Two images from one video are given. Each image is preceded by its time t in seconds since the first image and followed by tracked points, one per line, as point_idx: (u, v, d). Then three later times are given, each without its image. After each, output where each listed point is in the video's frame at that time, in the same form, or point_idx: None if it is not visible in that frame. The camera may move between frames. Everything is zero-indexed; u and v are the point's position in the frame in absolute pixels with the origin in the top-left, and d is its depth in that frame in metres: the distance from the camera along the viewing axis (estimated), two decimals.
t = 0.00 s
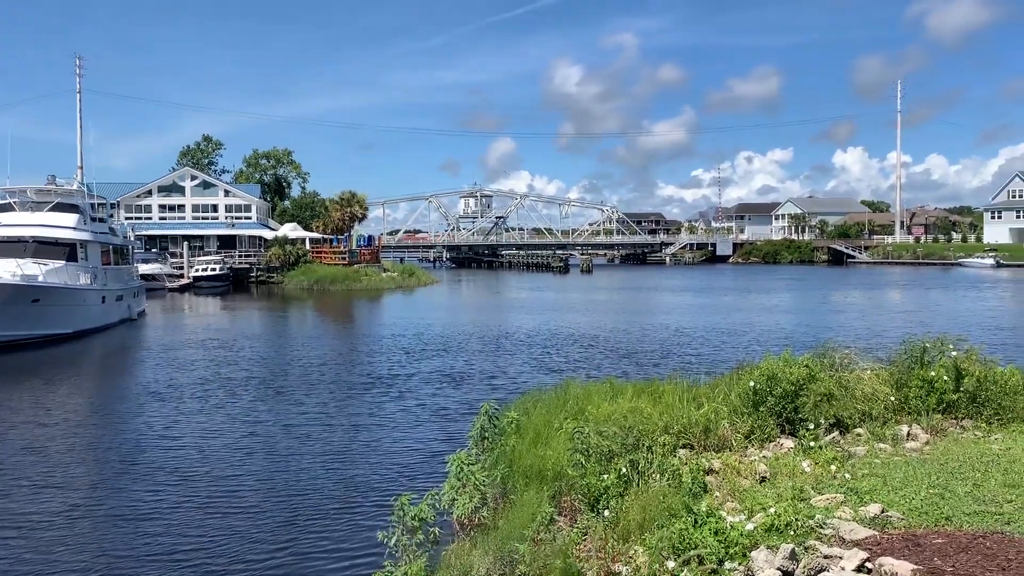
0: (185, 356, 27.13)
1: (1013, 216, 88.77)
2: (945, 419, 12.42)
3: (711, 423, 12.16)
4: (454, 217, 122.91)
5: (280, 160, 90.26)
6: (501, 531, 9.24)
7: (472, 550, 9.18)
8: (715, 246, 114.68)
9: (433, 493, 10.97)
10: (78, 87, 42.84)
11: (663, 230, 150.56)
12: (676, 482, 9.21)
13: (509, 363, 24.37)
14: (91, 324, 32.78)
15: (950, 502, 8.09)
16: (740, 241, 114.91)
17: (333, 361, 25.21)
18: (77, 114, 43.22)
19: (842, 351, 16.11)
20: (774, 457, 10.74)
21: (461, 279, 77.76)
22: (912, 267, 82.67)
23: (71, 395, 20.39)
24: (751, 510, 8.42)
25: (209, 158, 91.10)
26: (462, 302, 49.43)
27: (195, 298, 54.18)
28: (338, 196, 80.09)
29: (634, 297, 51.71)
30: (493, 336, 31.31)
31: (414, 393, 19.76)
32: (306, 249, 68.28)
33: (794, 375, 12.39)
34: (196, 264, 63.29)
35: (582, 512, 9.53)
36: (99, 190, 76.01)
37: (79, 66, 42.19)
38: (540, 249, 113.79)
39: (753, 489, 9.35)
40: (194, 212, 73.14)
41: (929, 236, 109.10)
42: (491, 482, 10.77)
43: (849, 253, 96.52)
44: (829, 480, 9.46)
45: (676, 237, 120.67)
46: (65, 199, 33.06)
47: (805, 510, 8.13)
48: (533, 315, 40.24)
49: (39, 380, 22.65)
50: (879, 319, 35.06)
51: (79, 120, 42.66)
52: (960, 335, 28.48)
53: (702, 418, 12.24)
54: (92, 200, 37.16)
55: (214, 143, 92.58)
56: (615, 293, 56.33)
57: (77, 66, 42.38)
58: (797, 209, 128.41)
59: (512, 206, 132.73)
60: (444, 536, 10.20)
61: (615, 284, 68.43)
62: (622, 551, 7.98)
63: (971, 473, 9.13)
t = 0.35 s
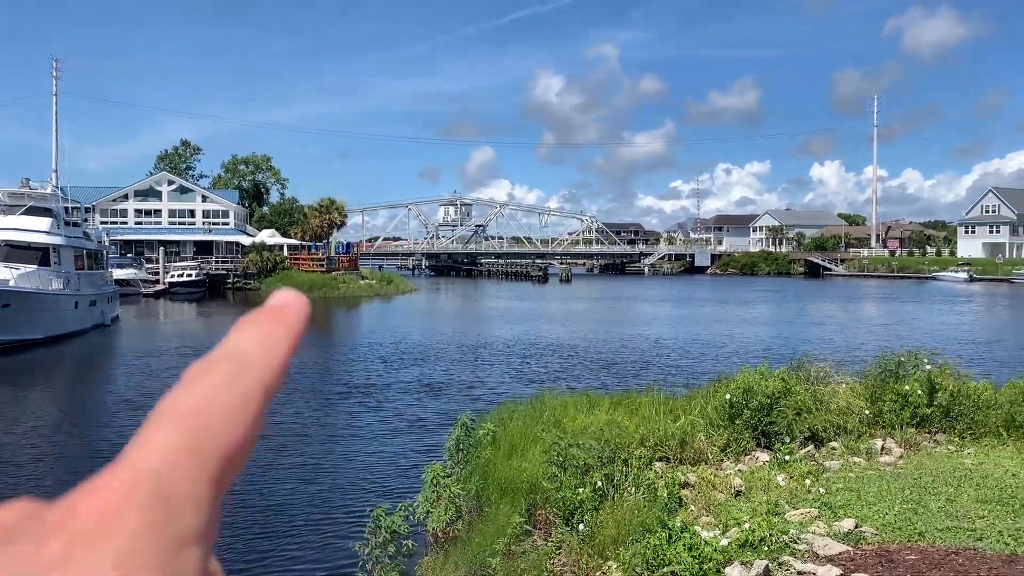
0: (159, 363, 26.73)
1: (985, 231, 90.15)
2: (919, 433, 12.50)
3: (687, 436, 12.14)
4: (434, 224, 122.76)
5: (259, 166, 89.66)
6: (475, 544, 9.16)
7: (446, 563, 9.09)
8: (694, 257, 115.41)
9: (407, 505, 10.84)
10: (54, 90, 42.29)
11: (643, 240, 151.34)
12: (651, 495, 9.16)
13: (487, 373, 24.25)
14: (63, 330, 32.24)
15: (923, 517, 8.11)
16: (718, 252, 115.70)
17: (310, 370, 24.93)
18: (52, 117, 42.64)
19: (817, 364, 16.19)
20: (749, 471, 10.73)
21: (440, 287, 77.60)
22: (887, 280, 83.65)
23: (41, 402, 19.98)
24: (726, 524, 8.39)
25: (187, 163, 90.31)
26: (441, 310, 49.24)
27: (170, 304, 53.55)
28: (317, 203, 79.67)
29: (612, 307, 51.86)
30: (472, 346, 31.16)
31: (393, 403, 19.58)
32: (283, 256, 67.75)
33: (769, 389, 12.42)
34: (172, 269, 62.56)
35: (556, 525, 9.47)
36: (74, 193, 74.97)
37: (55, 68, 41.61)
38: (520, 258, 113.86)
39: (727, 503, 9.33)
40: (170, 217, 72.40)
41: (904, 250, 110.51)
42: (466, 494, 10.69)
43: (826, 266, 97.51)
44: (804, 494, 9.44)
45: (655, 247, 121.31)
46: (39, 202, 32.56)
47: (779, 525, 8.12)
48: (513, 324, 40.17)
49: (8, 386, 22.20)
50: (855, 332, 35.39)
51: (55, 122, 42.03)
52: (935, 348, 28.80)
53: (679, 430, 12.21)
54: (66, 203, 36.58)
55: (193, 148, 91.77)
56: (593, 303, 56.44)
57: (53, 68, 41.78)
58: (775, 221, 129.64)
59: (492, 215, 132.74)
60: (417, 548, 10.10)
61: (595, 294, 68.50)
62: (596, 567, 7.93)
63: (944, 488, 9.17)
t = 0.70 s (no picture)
0: (147, 370, 26.53)
1: (976, 240, 90.63)
2: (909, 443, 12.47)
3: (677, 444, 12.08)
4: (426, 231, 122.58)
5: (250, 173, 89.44)
6: (462, 554, 9.08)
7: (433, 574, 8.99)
8: (686, 265, 115.60)
9: (394, 515, 10.76)
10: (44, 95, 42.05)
11: (635, 248, 151.55)
12: (640, 505, 9.11)
13: (478, 381, 24.12)
14: (51, 336, 31.97)
15: (912, 527, 8.07)
16: (710, 261, 115.88)
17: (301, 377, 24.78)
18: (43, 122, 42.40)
19: (808, 373, 16.16)
20: (739, 480, 10.69)
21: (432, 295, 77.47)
22: (879, 289, 83.86)
23: (26, 409, 19.76)
24: (714, 534, 8.35)
25: (178, 169, 89.98)
26: (432, 318, 49.10)
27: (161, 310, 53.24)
28: (309, 210, 79.53)
29: (605, 315, 51.79)
30: (464, 354, 31.06)
31: (383, 411, 19.39)
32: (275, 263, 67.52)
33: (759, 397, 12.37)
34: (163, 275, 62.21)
35: (545, 535, 9.41)
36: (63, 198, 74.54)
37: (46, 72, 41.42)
38: (512, 265, 113.77)
39: (717, 513, 9.28)
40: (161, 223, 72.10)
41: (895, 258, 110.95)
42: (455, 503, 10.61)
43: (817, 274, 97.79)
44: (793, 504, 9.41)
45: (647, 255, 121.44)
46: (28, 207, 32.34)
47: (768, 534, 8.08)
48: (504, 332, 40.05)
49: None
50: (846, 341, 35.47)
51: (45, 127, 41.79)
52: (927, 358, 28.82)
53: (668, 439, 12.16)
54: (55, 209, 36.33)
55: (184, 154, 91.48)
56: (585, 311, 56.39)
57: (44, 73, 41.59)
58: (767, 230, 130.06)
59: (484, 222, 132.64)
60: (405, 558, 10.01)
61: (587, 301, 68.50)
62: None
63: (934, 498, 9.15)
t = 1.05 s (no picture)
0: (146, 369, 26.50)
1: (974, 238, 90.73)
2: (906, 440, 12.48)
3: (674, 442, 12.09)
4: (425, 230, 122.63)
5: (250, 171, 89.39)
6: (460, 551, 9.06)
7: (429, 571, 8.99)
8: (685, 264, 115.70)
9: (392, 513, 10.78)
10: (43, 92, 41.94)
11: (634, 247, 151.66)
12: (637, 502, 9.10)
13: (477, 380, 24.10)
14: (49, 334, 31.93)
15: (909, 525, 8.06)
16: (709, 259, 115.99)
17: (300, 376, 24.77)
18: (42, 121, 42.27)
19: (805, 371, 16.19)
20: (736, 477, 10.68)
21: (431, 293, 77.63)
22: (878, 288, 83.96)
23: (25, 407, 19.72)
24: (711, 532, 8.35)
25: (178, 167, 89.96)
26: (432, 316, 49.15)
27: (159, 308, 53.21)
28: (308, 208, 79.53)
29: (605, 313, 51.81)
30: (462, 352, 31.09)
31: (382, 410, 19.34)
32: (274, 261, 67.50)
33: (758, 395, 12.34)
34: (162, 273, 62.17)
35: (542, 533, 9.40)
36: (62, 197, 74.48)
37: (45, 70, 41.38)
38: (511, 264, 113.82)
39: (713, 510, 9.27)
40: (160, 221, 72.09)
41: (894, 256, 111.07)
42: (451, 501, 10.60)
43: (816, 273, 97.91)
44: (790, 501, 9.39)
45: (646, 254, 121.55)
46: (27, 206, 32.26)
47: (765, 532, 8.07)
48: (503, 331, 40.08)
49: None
50: (845, 340, 35.49)
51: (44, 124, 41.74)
52: (926, 356, 28.88)
53: (666, 437, 12.15)
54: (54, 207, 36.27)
55: (183, 152, 91.46)
56: (584, 309, 56.45)
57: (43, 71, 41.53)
58: (766, 228, 130.18)
59: (483, 220, 132.69)
60: (402, 555, 10.01)
61: (585, 300, 68.56)
62: None
63: (930, 495, 9.15)
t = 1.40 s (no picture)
0: (153, 363, 26.56)
1: (981, 229, 90.33)
2: (913, 431, 12.47)
3: (680, 434, 12.07)
4: (430, 223, 122.63)
5: (255, 165, 89.43)
6: (466, 543, 9.09)
7: (437, 563, 9.01)
8: (690, 256, 115.50)
9: (397, 505, 10.80)
10: (48, 88, 41.97)
11: (639, 239, 151.48)
12: (642, 495, 9.10)
13: (483, 373, 24.07)
14: (56, 329, 32.02)
15: (916, 516, 8.03)
16: (715, 251, 115.78)
17: (306, 369, 24.81)
18: (48, 116, 42.29)
19: (810, 362, 16.17)
20: (742, 469, 10.66)
21: (436, 286, 77.44)
22: (884, 279, 83.71)
23: (32, 402, 19.78)
24: (717, 524, 8.33)
25: (183, 161, 90.05)
26: (436, 309, 49.22)
27: (166, 303, 53.32)
28: (313, 202, 79.58)
29: (611, 306, 51.78)
30: (468, 345, 31.11)
31: (389, 404, 19.37)
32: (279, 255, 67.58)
33: (763, 386, 12.31)
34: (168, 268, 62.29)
35: (548, 525, 9.41)
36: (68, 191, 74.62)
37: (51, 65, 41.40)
38: (516, 257, 113.77)
39: (719, 502, 9.26)
40: (166, 216, 72.21)
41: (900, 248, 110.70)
42: (456, 493, 10.63)
43: (822, 264, 97.64)
44: (797, 493, 9.37)
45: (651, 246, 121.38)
46: (32, 201, 32.31)
47: (771, 524, 8.04)
48: (508, 324, 40.07)
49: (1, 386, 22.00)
50: (851, 331, 35.39)
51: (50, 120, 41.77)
52: (932, 347, 28.82)
53: (672, 429, 12.15)
54: (59, 202, 36.30)
55: (189, 146, 91.55)
56: (590, 302, 56.42)
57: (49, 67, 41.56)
58: (771, 220, 129.86)
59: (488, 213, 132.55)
60: (408, 548, 10.03)
61: (590, 292, 68.52)
62: (585, 568, 7.93)
63: (937, 487, 9.12)
